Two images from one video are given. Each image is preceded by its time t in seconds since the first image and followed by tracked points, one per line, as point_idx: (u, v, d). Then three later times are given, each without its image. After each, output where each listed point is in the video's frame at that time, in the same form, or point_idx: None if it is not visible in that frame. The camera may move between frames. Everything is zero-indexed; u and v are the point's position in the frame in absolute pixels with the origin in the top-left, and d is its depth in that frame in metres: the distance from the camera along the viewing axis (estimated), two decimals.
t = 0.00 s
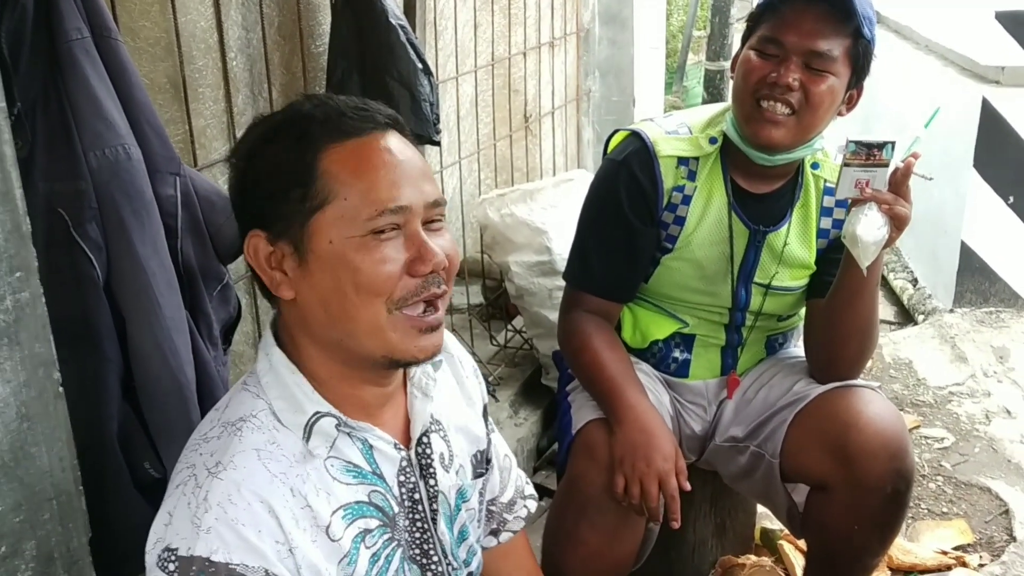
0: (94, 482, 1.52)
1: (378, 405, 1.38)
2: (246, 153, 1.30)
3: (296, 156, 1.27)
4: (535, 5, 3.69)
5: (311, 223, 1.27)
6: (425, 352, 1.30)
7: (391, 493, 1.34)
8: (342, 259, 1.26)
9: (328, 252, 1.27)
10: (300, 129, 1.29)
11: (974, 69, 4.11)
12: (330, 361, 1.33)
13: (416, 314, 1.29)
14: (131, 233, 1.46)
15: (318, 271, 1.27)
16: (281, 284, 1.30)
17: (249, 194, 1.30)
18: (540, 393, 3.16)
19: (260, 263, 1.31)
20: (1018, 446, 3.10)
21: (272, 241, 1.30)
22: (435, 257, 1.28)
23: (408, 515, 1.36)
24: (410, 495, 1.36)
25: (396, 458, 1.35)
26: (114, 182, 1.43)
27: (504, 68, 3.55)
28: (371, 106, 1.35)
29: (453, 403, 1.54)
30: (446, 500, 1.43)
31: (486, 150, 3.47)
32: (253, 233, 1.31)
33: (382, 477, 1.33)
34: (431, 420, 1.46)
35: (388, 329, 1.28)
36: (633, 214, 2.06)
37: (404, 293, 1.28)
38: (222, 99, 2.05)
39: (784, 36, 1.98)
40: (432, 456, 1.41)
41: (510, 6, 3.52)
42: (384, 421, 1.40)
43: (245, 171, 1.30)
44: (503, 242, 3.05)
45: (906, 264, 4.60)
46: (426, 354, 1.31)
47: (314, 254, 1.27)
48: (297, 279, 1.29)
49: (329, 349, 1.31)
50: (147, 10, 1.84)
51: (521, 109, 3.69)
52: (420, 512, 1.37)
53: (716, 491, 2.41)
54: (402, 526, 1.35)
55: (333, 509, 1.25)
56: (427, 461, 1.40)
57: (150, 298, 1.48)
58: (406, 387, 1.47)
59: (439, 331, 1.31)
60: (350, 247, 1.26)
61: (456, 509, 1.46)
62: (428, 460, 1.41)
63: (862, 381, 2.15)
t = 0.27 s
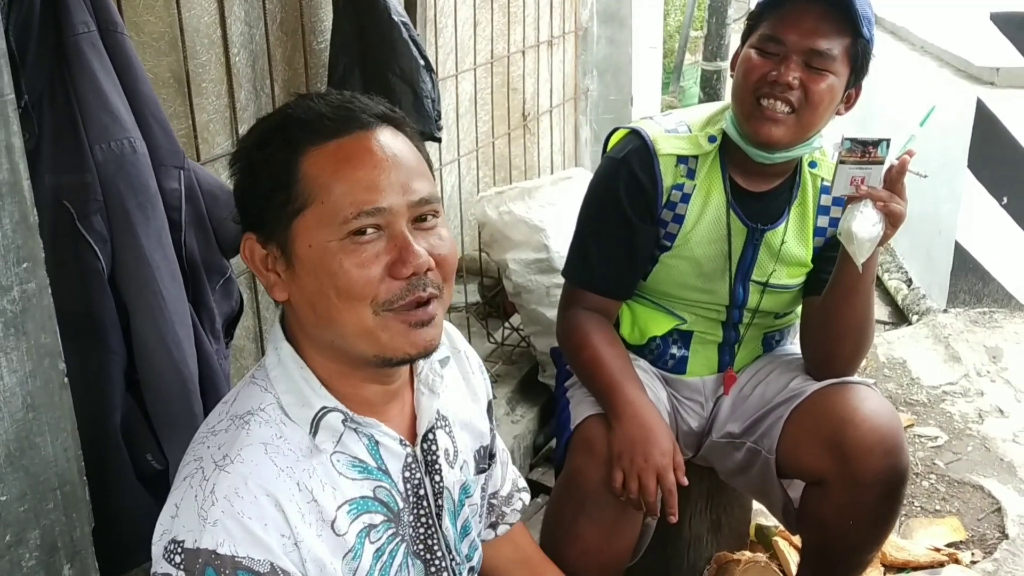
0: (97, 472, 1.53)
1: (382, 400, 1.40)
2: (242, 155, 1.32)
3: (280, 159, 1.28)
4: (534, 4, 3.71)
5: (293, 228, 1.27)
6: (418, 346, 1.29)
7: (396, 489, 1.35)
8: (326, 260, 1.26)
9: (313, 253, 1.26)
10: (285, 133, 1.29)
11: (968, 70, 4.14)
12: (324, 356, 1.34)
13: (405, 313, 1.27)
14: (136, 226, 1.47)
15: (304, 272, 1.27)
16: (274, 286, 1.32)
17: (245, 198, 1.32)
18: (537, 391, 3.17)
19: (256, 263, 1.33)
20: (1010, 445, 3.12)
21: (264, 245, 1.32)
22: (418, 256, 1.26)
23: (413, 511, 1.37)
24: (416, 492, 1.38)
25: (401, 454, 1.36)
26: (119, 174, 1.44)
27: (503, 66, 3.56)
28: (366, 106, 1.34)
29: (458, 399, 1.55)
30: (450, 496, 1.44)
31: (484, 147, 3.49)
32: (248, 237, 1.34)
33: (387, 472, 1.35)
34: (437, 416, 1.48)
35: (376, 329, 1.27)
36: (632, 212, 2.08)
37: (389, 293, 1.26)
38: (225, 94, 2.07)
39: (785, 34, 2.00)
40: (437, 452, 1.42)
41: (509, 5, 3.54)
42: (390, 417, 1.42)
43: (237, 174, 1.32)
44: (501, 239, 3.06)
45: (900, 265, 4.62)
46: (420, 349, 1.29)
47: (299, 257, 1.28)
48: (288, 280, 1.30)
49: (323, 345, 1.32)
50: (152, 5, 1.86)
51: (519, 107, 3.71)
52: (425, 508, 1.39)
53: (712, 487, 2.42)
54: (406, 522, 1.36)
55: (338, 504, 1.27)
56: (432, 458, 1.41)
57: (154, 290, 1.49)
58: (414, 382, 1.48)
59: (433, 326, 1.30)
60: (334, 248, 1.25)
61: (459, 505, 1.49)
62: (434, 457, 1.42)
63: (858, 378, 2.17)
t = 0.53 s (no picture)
0: (99, 467, 1.53)
1: (383, 396, 1.40)
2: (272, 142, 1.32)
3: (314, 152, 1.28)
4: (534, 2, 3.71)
5: (321, 223, 1.27)
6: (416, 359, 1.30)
7: (396, 482, 1.36)
8: (347, 263, 1.25)
9: (334, 253, 1.26)
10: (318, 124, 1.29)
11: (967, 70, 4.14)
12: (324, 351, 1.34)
13: (416, 325, 1.28)
14: (137, 221, 1.47)
15: (323, 270, 1.27)
16: (291, 274, 1.31)
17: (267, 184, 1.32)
18: (537, 389, 3.17)
19: (274, 251, 1.32)
20: (1010, 444, 3.12)
21: (287, 232, 1.31)
22: (443, 273, 1.27)
23: (412, 503, 1.38)
24: (414, 483, 1.38)
25: (400, 446, 1.37)
26: (121, 169, 1.44)
27: (504, 64, 3.57)
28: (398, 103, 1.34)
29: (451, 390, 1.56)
30: (447, 486, 1.46)
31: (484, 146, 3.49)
32: (271, 220, 1.32)
33: (386, 464, 1.35)
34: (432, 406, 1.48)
35: (384, 335, 1.27)
36: (634, 211, 2.08)
37: (405, 304, 1.26)
38: (226, 90, 2.07)
39: (787, 32, 2.00)
40: (434, 442, 1.44)
41: (510, 4, 3.54)
42: (387, 411, 1.42)
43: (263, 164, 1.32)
44: (501, 238, 3.06)
45: (899, 264, 4.63)
46: (417, 361, 1.30)
47: (322, 252, 1.27)
48: (303, 274, 1.30)
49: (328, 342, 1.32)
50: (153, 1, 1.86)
51: (519, 105, 3.71)
52: (422, 499, 1.39)
53: (712, 485, 2.42)
54: (407, 514, 1.37)
55: (340, 497, 1.27)
56: (429, 448, 1.42)
57: (156, 285, 1.49)
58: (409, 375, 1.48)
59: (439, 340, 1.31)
60: (358, 253, 1.25)
61: (455, 492, 1.50)
62: (430, 447, 1.43)
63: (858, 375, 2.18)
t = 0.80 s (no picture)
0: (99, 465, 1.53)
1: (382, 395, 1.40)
2: (282, 141, 1.26)
3: (352, 147, 1.25)
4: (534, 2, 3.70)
5: (383, 216, 1.27)
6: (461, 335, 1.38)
7: (388, 485, 1.35)
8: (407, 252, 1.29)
9: (395, 244, 1.28)
10: (349, 120, 1.27)
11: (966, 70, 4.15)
12: (365, 345, 1.34)
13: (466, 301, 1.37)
14: (138, 218, 1.46)
15: (389, 260, 1.29)
16: (344, 277, 1.28)
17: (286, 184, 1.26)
18: (536, 388, 3.17)
19: (321, 256, 1.27)
20: (1009, 445, 3.12)
21: (339, 233, 1.27)
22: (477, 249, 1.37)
23: (404, 508, 1.38)
24: (406, 487, 1.38)
25: (394, 449, 1.36)
26: (122, 166, 1.44)
27: (504, 63, 3.56)
28: (403, 96, 1.34)
29: (455, 388, 1.56)
30: (442, 491, 1.45)
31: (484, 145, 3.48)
32: (317, 224, 1.26)
33: (379, 468, 1.34)
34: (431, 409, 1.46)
35: (447, 315, 1.34)
36: (636, 210, 2.08)
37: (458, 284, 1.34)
38: (227, 88, 2.07)
39: (788, 31, 2.00)
40: (431, 446, 1.42)
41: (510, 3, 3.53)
42: (383, 413, 1.42)
43: (289, 164, 1.25)
44: (500, 237, 3.06)
45: (898, 265, 4.63)
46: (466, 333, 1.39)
47: (388, 243, 1.28)
48: (363, 271, 1.29)
49: (377, 334, 1.33)
50: None
51: (519, 104, 3.71)
52: (416, 503, 1.39)
53: (712, 484, 2.43)
54: (399, 519, 1.37)
55: (326, 500, 1.26)
56: (426, 452, 1.42)
57: (156, 282, 1.49)
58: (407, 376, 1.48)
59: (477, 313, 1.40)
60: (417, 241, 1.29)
61: (453, 499, 1.49)
62: (427, 450, 1.42)
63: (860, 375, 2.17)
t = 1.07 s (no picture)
0: (89, 462, 1.52)
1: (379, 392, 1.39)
2: (282, 151, 1.21)
3: (362, 153, 1.22)
4: None
5: (399, 218, 1.26)
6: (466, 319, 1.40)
7: (392, 481, 1.35)
8: (420, 247, 1.29)
9: (410, 241, 1.28)
10: (352, 126, 1.23)
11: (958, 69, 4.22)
12: (378, 345, 1.34)
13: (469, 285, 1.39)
14: (130, 212, 1.45)
15: (406, 260, 1.29)
16: (365, 283, 1.27)
17: (292, 197, 1.21)
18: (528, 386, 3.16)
19: (340, 264, 1.25)
20: (1000, 444, 3.13)
21: (358, 240, 1.25)
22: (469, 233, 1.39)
23: (409, 502, 1.37)
24: (409, 482, 1.38)
25: (395, 445, 1.36)
26: (113, 160, 1.42)
27: (497, 60, 3.55)
28: (394, 95, 1.31)
29: (444, 386, 1.55)
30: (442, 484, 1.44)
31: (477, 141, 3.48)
32: (338, 234, 1.24)
33: (384, 465, 1.34)
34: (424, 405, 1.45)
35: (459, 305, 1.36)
36: (628, 206, 2.08)
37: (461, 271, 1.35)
38: (219, 83, 2.06)
39: (781, 29, 2.00)
40: (430, 437, 1.42)
41: None
42: (382, 410, 1.41)
43: (296, 175, 1.21)
44: (493, 234, 3.05)
45: (890, 264, 4.60)
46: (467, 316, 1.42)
47: (404, 243, 1.28)
48: (381, 274, 1.28)
49: (392, 333, 1.33)
50: None
51: (512, 101, 3.70)
52: (419, 496, 1.38)
53: (704, 483, 2.41)
54: (404, 514, 1.37)
55: (338, 502, 1.26)
56: (424, 444, 1.41)
57: (147, 277, 1.47)
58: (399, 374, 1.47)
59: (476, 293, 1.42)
60: (427, 236, 1.29)
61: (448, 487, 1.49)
62: (426, 443, 1.41)
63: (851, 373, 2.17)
